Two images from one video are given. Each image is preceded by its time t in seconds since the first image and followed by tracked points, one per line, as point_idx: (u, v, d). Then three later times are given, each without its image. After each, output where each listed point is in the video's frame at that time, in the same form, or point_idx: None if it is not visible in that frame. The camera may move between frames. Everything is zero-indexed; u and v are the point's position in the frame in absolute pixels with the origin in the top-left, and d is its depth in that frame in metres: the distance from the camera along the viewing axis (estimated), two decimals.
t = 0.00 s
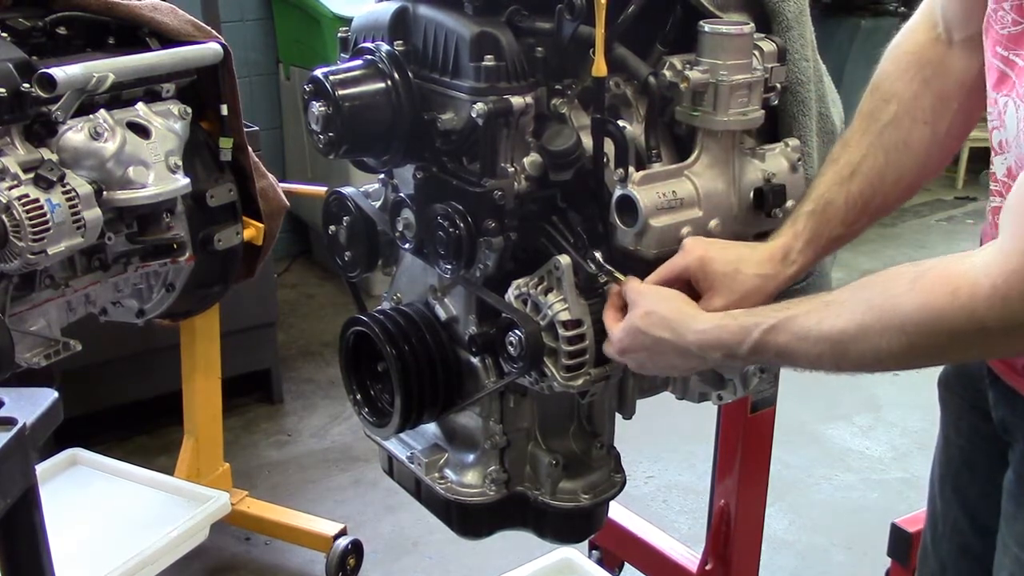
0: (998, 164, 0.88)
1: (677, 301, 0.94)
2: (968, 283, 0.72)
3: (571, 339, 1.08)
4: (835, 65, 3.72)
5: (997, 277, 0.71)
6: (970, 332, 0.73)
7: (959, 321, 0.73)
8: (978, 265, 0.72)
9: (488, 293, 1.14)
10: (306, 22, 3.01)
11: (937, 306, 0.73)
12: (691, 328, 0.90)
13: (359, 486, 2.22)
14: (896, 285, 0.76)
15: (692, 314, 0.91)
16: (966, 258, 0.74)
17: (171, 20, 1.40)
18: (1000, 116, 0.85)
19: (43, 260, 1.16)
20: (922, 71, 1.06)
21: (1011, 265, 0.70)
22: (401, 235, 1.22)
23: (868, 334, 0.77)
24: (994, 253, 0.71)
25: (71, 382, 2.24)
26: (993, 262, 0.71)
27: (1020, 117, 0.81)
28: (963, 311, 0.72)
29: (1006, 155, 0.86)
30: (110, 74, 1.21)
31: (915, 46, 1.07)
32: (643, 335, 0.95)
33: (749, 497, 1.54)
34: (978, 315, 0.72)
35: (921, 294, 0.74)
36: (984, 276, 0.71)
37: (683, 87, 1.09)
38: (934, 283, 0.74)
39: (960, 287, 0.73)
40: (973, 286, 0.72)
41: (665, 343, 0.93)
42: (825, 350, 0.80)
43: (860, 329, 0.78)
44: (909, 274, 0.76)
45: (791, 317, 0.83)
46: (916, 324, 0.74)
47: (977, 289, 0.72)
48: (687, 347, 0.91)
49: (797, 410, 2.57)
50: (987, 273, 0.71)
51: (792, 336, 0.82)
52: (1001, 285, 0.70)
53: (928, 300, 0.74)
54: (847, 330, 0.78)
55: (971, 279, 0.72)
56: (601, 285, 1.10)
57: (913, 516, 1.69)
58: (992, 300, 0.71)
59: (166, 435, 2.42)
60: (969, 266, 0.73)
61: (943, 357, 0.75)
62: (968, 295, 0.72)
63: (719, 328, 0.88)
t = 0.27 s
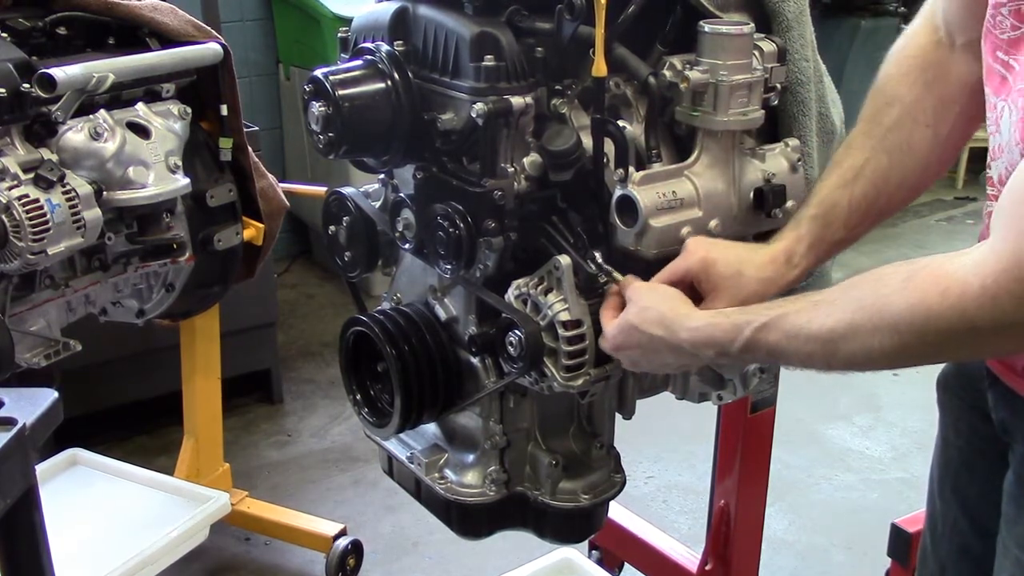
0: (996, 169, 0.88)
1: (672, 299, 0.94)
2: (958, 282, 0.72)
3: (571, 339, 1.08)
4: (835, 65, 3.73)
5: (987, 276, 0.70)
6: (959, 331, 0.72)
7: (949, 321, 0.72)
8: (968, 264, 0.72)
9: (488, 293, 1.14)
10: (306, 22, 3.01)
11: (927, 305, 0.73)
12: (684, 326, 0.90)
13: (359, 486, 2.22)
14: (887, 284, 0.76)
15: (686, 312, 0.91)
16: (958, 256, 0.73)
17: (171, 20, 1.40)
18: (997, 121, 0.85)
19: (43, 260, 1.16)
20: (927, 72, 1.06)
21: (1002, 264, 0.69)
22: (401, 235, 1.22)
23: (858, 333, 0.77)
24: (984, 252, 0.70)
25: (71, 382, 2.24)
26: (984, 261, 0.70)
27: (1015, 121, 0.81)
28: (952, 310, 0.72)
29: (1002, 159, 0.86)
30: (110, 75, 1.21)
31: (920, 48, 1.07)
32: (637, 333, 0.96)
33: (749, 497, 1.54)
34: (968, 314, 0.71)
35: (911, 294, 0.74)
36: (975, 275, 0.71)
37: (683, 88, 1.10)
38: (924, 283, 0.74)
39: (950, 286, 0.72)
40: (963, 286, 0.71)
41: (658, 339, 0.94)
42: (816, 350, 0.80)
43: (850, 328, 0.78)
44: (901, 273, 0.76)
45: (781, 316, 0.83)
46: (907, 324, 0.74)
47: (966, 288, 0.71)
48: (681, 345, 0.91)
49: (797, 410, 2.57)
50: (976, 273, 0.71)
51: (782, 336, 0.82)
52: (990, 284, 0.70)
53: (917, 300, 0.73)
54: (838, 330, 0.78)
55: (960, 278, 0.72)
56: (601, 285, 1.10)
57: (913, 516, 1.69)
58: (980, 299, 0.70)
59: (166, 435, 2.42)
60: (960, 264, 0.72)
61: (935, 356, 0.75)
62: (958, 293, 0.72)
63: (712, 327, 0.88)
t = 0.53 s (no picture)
0: (991, 167, 0.88)
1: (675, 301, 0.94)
2: (961, 288, 0.72)
3: (572, 339, 1.08)
4: (835, 65, 3.73)
5: (988, 279, 0.70)
6: (961, 337, 0.72)
7: (952, 327, 0.72)
8: (970, 269, 0.71)
9: (488, 293, 1.14)
10: (306, 22, 3.01)
11: (930, 311, 0.73)
12: (686, 328, 0.90)
13: (359, 486, 2.22)
14: (888, 290, 0.76)
15: (688, 314, 0.91)
16: (958, 260, 0.73)
17: (171, 20, 1.40)
18: (991, 119, 0.85)
19: (43, 260, 1.16)
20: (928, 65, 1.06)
21: (1003, 269, 0.69)
22: (401, 235, 1.22)
23: (861, 339, 0.77)
24: (986, 257, 0.70)
25: (71, 382, 2.24)
26: (986, 266, 0.70)
27: (1011, 119, 0.81)
28: (956, 316, 0.72)
29: (998, 157, 0.86)
30: (109, 75, 1.21)
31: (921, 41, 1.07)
32: (639, 334, 0.95)
33: (749, 497, 1.54)
34: (970, 320, 0.71)
35: (914, 299, 0.74)
36: (977, 280, 0.71)
37: (683, 88, 1.10)
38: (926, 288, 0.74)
39: (953, 292, 0.72)
40: (967, 291, 0.71)
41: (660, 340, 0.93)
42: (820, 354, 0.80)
43: (853, 334, 0.77)
44: (901, 278, 0.76)
45: (784, 320, 0.82)
46: (910, 330, 0.74)
47: (969, 294, 0.71)
48: (683, 347, 0.91)
49: (797, 411, 2.57)
50: (979, 277, 0.71)
51: (786, 341, 0.82)
52: (992, 289, 0.70)
53: (921, 306, 0.73)
54: (841, 336, 0.78)
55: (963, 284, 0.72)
56: (601, 285, 1.10)
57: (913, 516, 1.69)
58: (984, 304, 0.70)
59: (166, 435, 2.42)
60: (962, 269, 0.72)
61: (937, 360, 0.75)
62: (961, 299, 0.71)
63: (715, 330, 0.87)
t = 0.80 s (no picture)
0: (981, 137, 0.88)
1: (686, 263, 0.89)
2: (996, 260, 0.70)
3: (571, 339, 1.08)
4: (835, 65, 3.73)
5: None
6: (995, 314, 0.71)
7: (984, 302, 0.71)
8: (1004, 243, 0.70)
9: (488, 293, 1.14)
10: (306, 22, 3.01)
11: (962, 287, 0.71)
12: (703, 289, 0.86)
13: (359, 486, 2.22)
14: (918, 262, 0.73)
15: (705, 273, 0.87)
16: (989, 231, 0.71)
17: (171, 20, 1.40)
18: (990, 87, 0.84)
19: (43, 261, 1.16)
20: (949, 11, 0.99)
21: None
22: (401, 235, 1.22)
23: (889, 310, 0.74)
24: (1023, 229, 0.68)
25: (71, 382, 2.24)
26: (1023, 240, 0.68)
27: (1007, 87, 0.80)
28: (990, 292, 0.70)
29: (992, 127, 0.86)
30: (109, 75, 1.21)
31: None
32: (652, 300, 0.91)
33: (749, 497, 1.54)
34: (1006, 295, 0.70)
35: (943, 273, 0.72)
36: (1014, 254, 0.69)
37: (683, 88, 1.09)
38: (958, 261, 0.71)
39: (986, 266, 0.70)
40: (1000, 266, 0.69)
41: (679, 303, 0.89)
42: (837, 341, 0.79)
43: (882, 305, 0.75)
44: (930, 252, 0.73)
45: (808, 287, 0.79)
46: (940, 304, 0.72)
47: (1004, 269, 0.69)
48: (701, 306, 0.87)
49: (797, 410, 2.57)
50: (1014, 251, 0.69)
51: (809, 307, 0.79)
52: None
53: (954, 279, 0.71)
54: (867, 306, 0.75)
55: (997, 257, 0.70)
56: (601, 286, 1.10)
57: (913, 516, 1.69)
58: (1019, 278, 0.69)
59: (166, 435, 2.42)
60: (994, 241, 0.70)
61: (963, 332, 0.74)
62: (994, 274, 0.70)
63: (735, 290, 0.84)
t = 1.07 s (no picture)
0: (975, 122, 0.89)
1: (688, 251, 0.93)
2: (997, 240, 0.73)
3: (572, 339, 1.08)
4: (835, 65, 3.73)
5: None
6: (999, 294, 0.74)
7: (987, 282, 0.73)
8: (1003, 221, 0.73)
9: (488, 293, 1.14)
10: (306, 22, 3.01)
11: (966, 268, 0.74)
12: (710, 272, 0.90)
13: (359, 486, 2.22)
14: (921, 244, 0.76)
15: (706, 257, 0.91)
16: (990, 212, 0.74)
17: (171, 20, 1.40)
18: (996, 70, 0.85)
19: (43, 261, 1.16)
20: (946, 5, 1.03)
21: None
22: (401, 235, 1.22)
23: (894, 290, 0.78)
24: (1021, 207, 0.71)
25: (71, 382, 2.24)
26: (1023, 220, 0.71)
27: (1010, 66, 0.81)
28: (992, 273, 0.73)
29: (991, 111, 0.87)
30: (109, 75, 1.21)
31: None
32: (658, 291, 0.95)
33: (749, 498, 1.54)
34: (1008, 275, 0.73)
35: (946, 254, 0.75)
36: (1012, 232, 0.72)
37: (683, 87, 1.09)
38: (962, 241, 0.74)
39: (987, 245, 0.73)
40: (1000, 243, 0.72)
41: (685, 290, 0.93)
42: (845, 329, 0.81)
43: (886, 285, 0.78)
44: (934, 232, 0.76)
45: (812, 266, 0.83)
46: (944, 285, 0.75)
47: (1005, 246, 0.72)
48: (708, 292, 0.91)
49: (797, 410, 2.57)
50: (1013, 229, 0.72)
51: (814, 286, 0.82)
52: None
53: (957, 259, 0.74)
54: (873, 286, 0.79)
55: (997, 235, 0.73)
56: (600, 285, 1.10)
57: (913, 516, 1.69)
58: (1019, 256, 0.72)
59: (166, 435, 2.42)
60: (994, 220, 0.73)
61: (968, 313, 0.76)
62: (996, 253, 0.73)
63: (740, 273, 0.87)
